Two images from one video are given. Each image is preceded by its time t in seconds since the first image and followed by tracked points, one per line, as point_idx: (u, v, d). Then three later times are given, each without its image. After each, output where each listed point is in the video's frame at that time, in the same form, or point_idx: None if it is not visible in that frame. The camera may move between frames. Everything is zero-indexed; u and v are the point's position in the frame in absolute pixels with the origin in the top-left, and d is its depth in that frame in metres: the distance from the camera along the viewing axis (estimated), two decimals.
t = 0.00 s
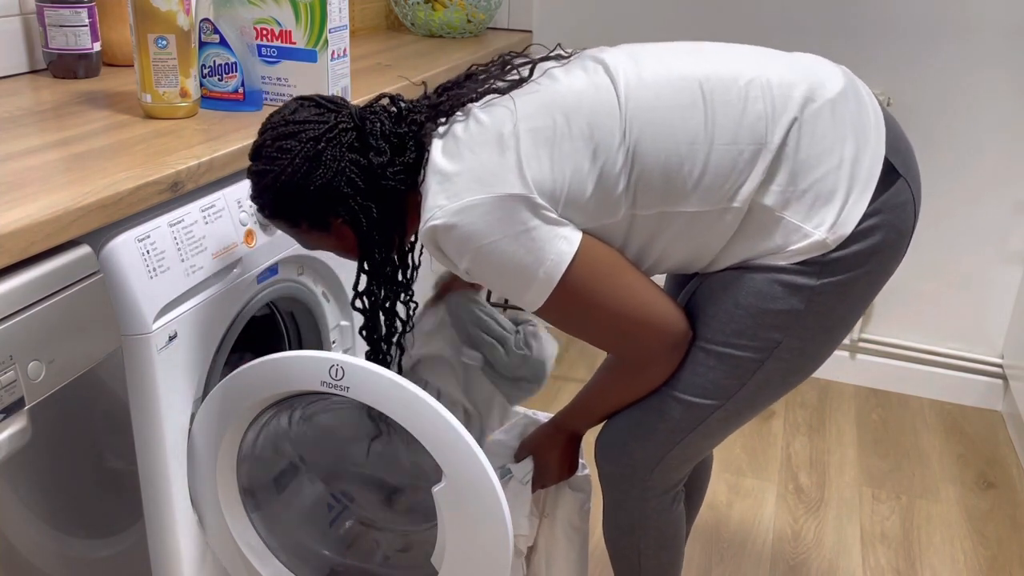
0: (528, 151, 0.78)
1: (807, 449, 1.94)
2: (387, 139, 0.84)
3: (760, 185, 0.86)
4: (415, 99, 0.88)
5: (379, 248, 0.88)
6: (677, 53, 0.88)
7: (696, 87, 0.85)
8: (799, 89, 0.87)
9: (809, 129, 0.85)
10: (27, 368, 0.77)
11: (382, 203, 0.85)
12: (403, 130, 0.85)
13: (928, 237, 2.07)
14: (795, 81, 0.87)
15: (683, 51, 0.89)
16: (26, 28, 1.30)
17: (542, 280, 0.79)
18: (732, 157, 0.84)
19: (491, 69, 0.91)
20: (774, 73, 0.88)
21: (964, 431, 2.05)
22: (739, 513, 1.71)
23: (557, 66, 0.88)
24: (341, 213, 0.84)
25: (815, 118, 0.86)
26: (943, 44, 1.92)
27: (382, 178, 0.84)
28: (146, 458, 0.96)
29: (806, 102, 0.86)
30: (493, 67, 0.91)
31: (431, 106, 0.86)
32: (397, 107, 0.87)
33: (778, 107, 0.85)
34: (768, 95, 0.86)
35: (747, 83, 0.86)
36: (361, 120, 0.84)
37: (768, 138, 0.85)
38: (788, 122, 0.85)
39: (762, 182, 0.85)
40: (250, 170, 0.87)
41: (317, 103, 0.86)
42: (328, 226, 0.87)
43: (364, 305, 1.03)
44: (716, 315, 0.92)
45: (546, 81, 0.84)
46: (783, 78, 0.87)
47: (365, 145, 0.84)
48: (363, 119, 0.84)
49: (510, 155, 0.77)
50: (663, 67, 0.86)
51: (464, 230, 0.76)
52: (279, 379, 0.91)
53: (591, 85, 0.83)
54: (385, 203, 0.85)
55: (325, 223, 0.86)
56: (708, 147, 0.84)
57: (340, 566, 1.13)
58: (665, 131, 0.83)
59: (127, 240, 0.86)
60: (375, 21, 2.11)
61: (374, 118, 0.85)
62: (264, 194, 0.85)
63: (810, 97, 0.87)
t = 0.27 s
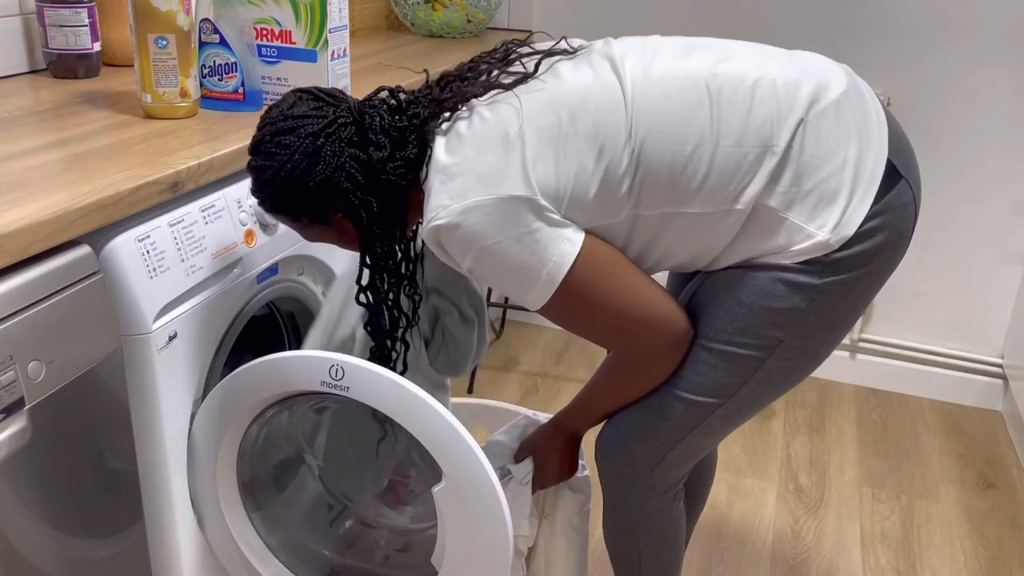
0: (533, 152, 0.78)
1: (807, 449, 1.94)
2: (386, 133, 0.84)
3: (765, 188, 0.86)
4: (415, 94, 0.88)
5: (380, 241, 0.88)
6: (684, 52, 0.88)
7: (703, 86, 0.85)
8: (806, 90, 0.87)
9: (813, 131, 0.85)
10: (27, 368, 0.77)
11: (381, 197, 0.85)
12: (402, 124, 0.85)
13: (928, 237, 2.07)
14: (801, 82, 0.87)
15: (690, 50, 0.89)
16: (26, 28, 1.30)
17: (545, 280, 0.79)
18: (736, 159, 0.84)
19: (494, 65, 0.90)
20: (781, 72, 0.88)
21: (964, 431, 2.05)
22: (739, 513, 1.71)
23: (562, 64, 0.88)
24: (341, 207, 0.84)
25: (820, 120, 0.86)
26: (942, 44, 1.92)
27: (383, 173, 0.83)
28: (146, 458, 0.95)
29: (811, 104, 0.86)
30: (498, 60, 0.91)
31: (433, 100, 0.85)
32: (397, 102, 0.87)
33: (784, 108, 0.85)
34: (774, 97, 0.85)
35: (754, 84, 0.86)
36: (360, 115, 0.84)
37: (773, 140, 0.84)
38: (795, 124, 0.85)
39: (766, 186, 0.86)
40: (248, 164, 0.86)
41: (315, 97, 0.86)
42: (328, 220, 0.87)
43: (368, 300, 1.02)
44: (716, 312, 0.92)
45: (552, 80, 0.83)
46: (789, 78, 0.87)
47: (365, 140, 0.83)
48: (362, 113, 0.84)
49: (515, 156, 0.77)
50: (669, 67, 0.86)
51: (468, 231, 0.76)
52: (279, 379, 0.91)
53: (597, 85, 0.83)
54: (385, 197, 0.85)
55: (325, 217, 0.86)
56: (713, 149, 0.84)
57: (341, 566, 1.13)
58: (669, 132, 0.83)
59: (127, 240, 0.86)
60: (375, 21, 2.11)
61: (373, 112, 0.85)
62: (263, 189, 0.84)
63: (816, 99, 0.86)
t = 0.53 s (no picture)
0: (546, 136, 0.77)
1: (807, 449, 1.94)
2: (397, 99, 0.83)
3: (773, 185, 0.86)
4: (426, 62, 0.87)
5: (384, 208, 0.88)
6: (701, 41, 0.88)
7: (719, 77, 0.84)
8: (820, 89, 0.87)
9: (823, 129, 0.85)
10: (27, 368, 0.77)
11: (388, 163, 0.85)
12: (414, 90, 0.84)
13: (928, 237, 2.07)
14: (815, 80, 0.87)
15: (709, 39, 0.89)
16: (26, 28, 1.30)
17: (550, 263, 0.79)
18: (746, 154, 0.84)
19: (507, 38, 0.89)
20: (795, 68, 0.88)
21: (964, 431, 2.05)
22: (739, 513, 1.71)
23: (577, 44, 0.87)
24: (347, 171, 0.84)
25: (832, 118, 0.86)
26: (942, 44, 1.92)
27: (391, 139, 0.83)
28: (146, 459, 0.95)
29: (824, 103, 0.86)
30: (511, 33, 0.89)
31: (444, 73, 0.84)
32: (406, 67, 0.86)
33: (799, 105, 0.85)
34: (788, 93, 0.85)
35: (770, 79, 0.86)
36: (371, 79, 0.84)
37: (785, 136, 0.84)
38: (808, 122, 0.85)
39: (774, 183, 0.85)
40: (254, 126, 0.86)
41: (326, 58, 0.86)
42: (332, 185, 0.87)
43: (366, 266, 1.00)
44: (711, 312, 0.92)
45: (568, 61, 0.83)
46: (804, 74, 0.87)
47: (375, 105, 0.83)
48: (373, 78, 0.84)
49: (528, 138, 0.77)
50: (687, 55, 0.85)
51: (479, 208, 0.75)
52: (279, 378, 0.91)
53: (614, 70, 0.82)
54: (391, 164, 0.85)
55: (330, 182, 0.86)
56: (724, 142, 0.83)
57: (341, 565, 1.13)
58: (682, 122, 0.83)
59: (127, 240, 0.86)
60: (375, 22, 2.11)
61: (384, 77, 0.84)
62: (268, 150, 0.84)
63: (829, 98, 0.87)
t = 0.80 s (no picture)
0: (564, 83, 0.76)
1: (807, 449, 1.94)
2: (407, 9, 0.79)
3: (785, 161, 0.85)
4: None
5: (386, 126, 0.84)
6: (725, 12, 0.88)
7: (741, 48, 0.84)
8: (833, 76, 0.88)
9: (836, 115, 0.86)
10: (28, 368, 0.77)
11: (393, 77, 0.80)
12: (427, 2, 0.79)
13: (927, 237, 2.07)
14: (829, 69, 0.88)
15: (732, 12, 0.89)
16: (26, 29, 1.30)
17: (555, 213, 0.77)
18: (763, 123, 0.83)
19: None
20: (814, 54, 0.89)
21: (963, 431, 2.05)
22: (739, 513, 1.71)
23: None
24: (347, 81, 0.80)
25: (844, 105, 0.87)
26: (942, 45, 1.92)
27: (397, 51, 0.79)
28: (146, 459, 0.95)
29: (837, 90, 0.87)
30: None
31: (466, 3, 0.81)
32: None
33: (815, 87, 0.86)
34: (804, 74, 0.86)
35: (789, 57, 0.86)
36: None
37: (801, 110, 0.84)
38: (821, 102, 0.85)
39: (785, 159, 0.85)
40: (257, 36, 0.84)
41: None
42: (333, 99, 0.83)
43: (369, 194, 0.96)
44: (713, 303, 0.92)
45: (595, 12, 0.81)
46: (819, 60, 0.88)
47: (383, 14, 0.79)
48: None
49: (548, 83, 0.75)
50: (713, 21, 0.85)
51: (491, 148, 0.74)
52: (279, 378, 0.91)
53: (640, 26, 0.81)
54: (397, 79, 0.80)
55: (330, 95, 0.83)
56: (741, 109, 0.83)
57: (341, 566, 1.13)
58: (702, 85, 0.82)
59: (127, 240, 0.86)
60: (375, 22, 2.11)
61: None
62: (269, 60, 0.82)
63: (843, 86, 0.87)
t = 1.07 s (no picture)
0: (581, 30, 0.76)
1: (806, 449, 1.94)
2: None
3: (795, 137, 0.85)
4: None
5: (398, 53, 0.81)
6: None
7: (757, 25, 0.85)
8: (843, 64, 0.89)
9: (846, 101, 0.87)
10: (27, 368, 0.76)
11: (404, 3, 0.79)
12: None
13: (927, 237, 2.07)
14: (839, 58, 0.90)
15: None
16: (26, 29, 1.30)
17: (566, 149, 0.73)
18: (776, 95, 0.84)
19: None
20: (824, 43, 0.91)
21: (963, 431, 2.05)
22: (739, 512, 1.71)
23: None
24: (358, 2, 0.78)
25: (855, 93, 0.88)
26: (942, 45, 1.91)
27: None
28: (146, 459, 0.95)
29: (847, 78, 0.88)
30: None
31: None
32: None
33: (827, 71, 0.87)
34: (817, 59, 0.87)
35: (803, 42, 0.88)
36: None
37: (815, 88, 0.85)
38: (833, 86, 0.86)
39: (795, 136, 0.85)
40: None
41: None
42: (343, 28, 0.81)
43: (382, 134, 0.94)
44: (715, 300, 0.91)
45: None
46: (831, 51, 0.90)
47: None
48: None
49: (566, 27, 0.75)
50: None
51: (500, 78, 0.72)
52: (279, 378, 0.91)
53: None
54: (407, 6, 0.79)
55: (341, 23, 0.81)
56: (756, 79, 0.83)
57: (340, 566, 1.14)
58: (720, 50, 0.82)
59: (127, 241, 0.86)
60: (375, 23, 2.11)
61: None
62: None
63: (852, 76, 0.89)
